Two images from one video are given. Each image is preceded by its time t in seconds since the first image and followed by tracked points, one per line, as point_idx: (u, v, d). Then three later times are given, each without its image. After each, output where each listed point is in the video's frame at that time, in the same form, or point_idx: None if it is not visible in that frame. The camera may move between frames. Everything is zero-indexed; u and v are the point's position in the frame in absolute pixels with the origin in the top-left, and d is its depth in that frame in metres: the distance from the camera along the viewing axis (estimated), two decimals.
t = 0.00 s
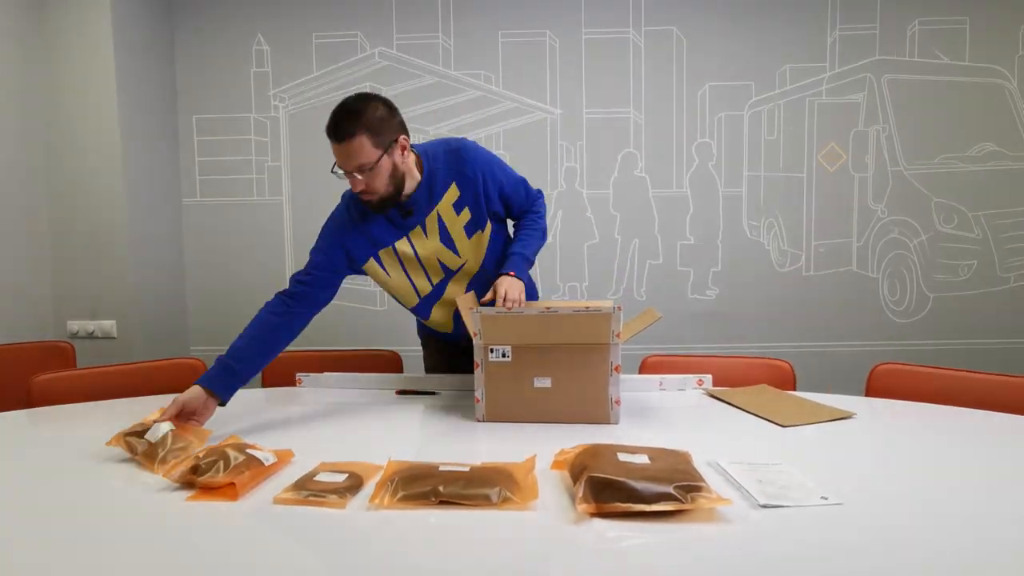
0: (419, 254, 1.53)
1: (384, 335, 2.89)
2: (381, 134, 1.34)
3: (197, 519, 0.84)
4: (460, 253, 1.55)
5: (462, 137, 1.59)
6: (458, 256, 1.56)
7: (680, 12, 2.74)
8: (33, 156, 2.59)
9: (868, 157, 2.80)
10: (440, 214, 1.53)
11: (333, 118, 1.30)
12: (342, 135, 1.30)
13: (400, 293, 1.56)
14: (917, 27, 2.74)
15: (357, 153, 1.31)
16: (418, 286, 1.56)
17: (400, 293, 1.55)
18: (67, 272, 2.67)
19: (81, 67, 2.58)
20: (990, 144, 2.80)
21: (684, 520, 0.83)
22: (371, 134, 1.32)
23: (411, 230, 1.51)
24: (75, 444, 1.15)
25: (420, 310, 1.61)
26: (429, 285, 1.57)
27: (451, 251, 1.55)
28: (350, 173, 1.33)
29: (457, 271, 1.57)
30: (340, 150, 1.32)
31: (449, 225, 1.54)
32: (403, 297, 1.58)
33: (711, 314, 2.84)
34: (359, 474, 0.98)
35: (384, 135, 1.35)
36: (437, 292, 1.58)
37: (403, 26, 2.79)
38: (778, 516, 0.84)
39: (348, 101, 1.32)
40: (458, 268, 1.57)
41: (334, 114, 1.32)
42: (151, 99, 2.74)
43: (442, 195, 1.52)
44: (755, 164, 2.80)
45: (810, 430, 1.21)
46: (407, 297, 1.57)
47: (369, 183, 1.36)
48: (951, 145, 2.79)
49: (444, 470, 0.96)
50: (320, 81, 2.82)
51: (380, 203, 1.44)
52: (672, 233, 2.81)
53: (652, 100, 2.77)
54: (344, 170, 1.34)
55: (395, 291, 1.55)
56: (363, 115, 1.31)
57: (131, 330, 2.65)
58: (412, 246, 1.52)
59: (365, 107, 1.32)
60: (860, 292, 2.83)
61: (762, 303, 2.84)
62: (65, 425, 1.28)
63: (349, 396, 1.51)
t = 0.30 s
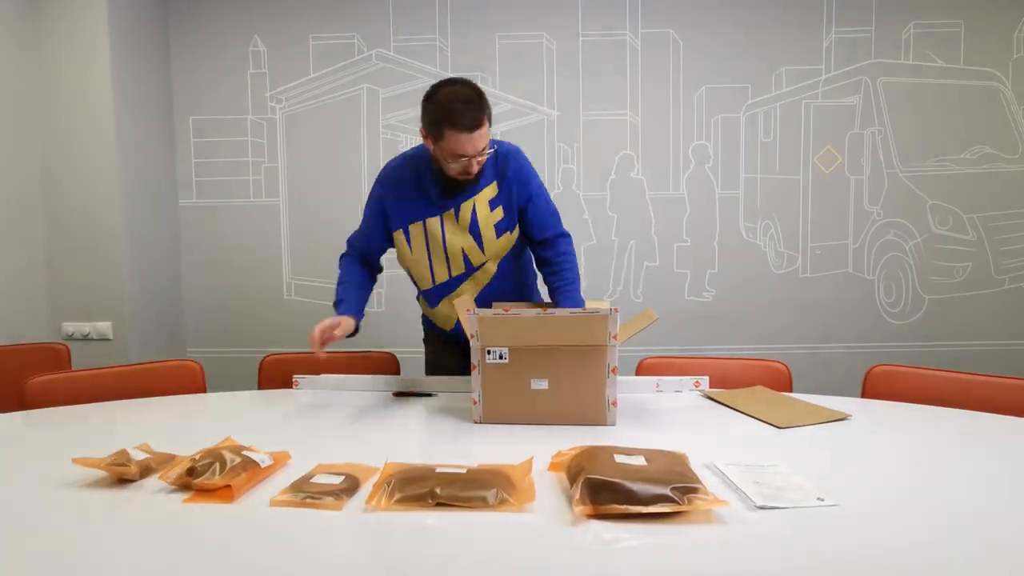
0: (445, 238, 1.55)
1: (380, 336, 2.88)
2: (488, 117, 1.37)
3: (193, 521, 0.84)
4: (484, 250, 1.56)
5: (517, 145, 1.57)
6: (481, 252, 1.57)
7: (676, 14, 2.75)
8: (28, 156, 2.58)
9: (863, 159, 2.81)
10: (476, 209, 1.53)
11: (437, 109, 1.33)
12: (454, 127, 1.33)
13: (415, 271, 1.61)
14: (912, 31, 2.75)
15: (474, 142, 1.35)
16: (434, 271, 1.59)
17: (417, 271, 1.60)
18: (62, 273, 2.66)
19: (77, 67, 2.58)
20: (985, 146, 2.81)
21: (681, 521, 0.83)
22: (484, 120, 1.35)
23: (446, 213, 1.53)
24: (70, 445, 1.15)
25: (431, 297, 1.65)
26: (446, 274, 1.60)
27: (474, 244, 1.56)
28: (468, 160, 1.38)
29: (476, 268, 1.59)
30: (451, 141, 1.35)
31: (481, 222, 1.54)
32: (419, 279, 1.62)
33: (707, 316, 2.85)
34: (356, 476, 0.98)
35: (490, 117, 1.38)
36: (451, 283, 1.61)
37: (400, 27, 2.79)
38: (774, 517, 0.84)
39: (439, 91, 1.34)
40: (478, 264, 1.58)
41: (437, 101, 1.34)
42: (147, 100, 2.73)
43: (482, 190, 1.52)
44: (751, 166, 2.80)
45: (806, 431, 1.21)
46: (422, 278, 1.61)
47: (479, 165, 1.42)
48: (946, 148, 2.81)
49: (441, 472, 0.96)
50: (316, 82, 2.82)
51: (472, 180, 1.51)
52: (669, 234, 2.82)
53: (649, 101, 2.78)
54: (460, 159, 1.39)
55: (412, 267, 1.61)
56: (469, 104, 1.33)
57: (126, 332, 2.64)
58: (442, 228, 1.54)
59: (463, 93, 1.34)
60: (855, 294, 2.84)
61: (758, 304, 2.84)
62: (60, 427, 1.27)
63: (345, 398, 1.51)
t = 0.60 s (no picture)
0: (474, 206, 1.67)
1: (379, 336, 2.88)
2: (491, 78, 1.49)
3: (192, 520, 0.84)
4: (508, 217, 1.63)
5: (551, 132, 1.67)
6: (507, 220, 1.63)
7: (674, 14, 2.75)
8: (25, 156, 2.58)
9: (861, 159, 2.82)
10: (505, 178, 1.64)
11: (447, 68, 1.47)
12: (456, 83, 1.46)
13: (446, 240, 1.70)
14: (909, 31, 2.76)
15: (472, 97, 1.47)
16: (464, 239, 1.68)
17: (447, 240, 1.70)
18: (59, 273, 2.65)
19: (74, 66, 2.57)
20: (982, 146, 2.82)
21: (679, 521, 0.83)
22: (481, 78, 1.47)
23: (474, 181, 1.66)
24: (69, 446, 1.14)
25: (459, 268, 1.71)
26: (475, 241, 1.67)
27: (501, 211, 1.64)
28: (465, 117, 1.49)
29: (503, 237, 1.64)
30: (454, 98, 1.48)
31: (509, 191, 1.63)
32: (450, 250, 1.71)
33: (705, 315, 2.85)
34: (354, 476, 0.98)
35: (493, 77, 1.50)
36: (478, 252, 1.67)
37: (398, 27, 2.78)
38: (771, 516, 0.84)
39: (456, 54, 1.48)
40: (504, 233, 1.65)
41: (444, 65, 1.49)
42: (144, 100, 2.73)
43: (509, 163, 1.63)
44: (749, 166, 2.81)
45: (804, 430, 1.22)
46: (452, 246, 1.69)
47: (480, 125, 1.52)
48: (943, 148, 2.82)
49: (439, 472, 0.96)
50: (314, 82, 2.82)
51: (483, 148, 1.61)
52: (667, 234, 2.82)
53: (647, 101, 2.78)
54: (458, 117, 1.50)
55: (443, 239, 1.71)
56: (472, 61, 1.46)
57: (124, 332, 2.64)
58: (472, 195, 1.66)
59: (475, 56, 1.47)
60: (853, 293, 2.84)
61: (756, 303, 2.85)
62: (58, 427, 1.27)
63: (344, 398, 1.51)
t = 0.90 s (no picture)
0: (451, 224, 1.59)
1: (380, 335, 2.88)
2: (431, 97, 1.41)
3: (192, 520, 0.84)
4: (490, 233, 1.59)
5: (516, 131, 1.62)
6: (489, 237, 1.59)
7: (675, 14, 2.75)
8: (26, 156, 2.58)
9: (861, 159, 2.81)
10: (478, 191, 1.57)
11: (394, 86, 1.40)
12: (397, 103, 1.40)
13: (427, 264, 1.62)
14: (910, 30, 2.76)
15: (413, 118, 1.41)
16: (447, 262, 1.60)
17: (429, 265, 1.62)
18: (60, 273, 2.65)
19: (74, 66, 2.57)
20: (982, 146, 2.82)
21: (679, 520, 0.83)
22: (422, 99, 1.40)
23: (450, 200, 1.57)
24: (69, 445, 1.15)
25: (444, 289, 1.65)
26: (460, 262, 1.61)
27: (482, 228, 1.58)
28: (408, 138, 1.43)
29: (486, 254, 1.61)
30: (397, 117, 1.42)
31: (485, 205, 1.57)
32: (431, 271, 1.64)
33: (705, 315, 2.85)
34: (354, 475, 0.98)
35: (432, 97, 1.41)
36: (463, 272, 1.61)
37: (399, 26, 2.78)
38: (772, 516, 0.84)
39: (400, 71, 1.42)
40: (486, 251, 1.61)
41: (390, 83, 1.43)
42: (145, 99, 2.73)
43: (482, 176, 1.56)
44: (749, 166, 2.81)
45: (804, 430, 1.22)
46: (436, 268, 1.62)
47: (422, 147, 1.45)
48: (944, 148, 2.81)
49: (439, 471, 0.96)
50: (315, 81, 2.82)
51: (440, 167, 1.53)
52: (667, 234, 2.82)
53: (647, 101, 2.78)
54: (403, 136, 1.45)
55: (424, 263, 1.62)
56: (414, 80, 1.39)
57: (124, 331, 2.64)
58: (448, 217, 1.58)
59: (420, 74, 1.40)
60: (853, 293, 2.84)
61: (756, 303, 2.85)
62: (59, 426, 1.27)
63: (344, 397, 1.51)
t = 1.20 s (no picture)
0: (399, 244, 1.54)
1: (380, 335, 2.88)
2: (357, 125, 1.35)
3: (193, 519, 0.84)
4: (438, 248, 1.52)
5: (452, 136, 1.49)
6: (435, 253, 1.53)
7: (675, 14, 2.75)
8: (26, 156, 2.58)
9: (862, 159, 2.81)
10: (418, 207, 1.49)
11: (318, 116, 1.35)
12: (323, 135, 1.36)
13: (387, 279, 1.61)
14: (910, 30, 2.76)
15: (341, 150, 1.36)
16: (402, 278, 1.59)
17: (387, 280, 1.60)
18: (60, 273, 2.65)
19: (75, 66, 2.57)
20: (983, 146, 2.81)
21: (680, 521, 0.83)
22: (349, 128, 1.35)
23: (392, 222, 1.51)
24: (70, 445, 1.15)
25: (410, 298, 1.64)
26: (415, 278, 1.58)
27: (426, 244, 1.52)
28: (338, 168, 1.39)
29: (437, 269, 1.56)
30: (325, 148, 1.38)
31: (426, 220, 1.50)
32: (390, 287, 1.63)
33: (705, 315, 2.85)
34: (355, 475, 0.98)
35: (359, 124, 1.36)
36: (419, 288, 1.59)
37: (399, 26, 2.78)
38: (772, 516, 0.84)
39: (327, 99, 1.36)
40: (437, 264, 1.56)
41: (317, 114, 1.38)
42: (146, 99, 2.73)
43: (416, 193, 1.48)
44: (750, 166, 2.81)
45: (804, 430, 1.22)
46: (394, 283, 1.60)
47: (359, 176, 1.41)
48: (944, 148, 2.81)
49: (440, 471, 0.97)
50: (315, 81, 2.82)
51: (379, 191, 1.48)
52: (667, 233, 2.82)
53: (647, 101, 2.78)
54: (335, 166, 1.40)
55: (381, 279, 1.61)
56: (337, 108, 1.34)
57: (124, 331, 2.64)
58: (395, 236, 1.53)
59: (343, 102, 1.34)
60: (854, 293, 2.84)
61: (756, 304, 2.85)
62: (59, 426, 1.27)
63: (344, 397, 1.51)
